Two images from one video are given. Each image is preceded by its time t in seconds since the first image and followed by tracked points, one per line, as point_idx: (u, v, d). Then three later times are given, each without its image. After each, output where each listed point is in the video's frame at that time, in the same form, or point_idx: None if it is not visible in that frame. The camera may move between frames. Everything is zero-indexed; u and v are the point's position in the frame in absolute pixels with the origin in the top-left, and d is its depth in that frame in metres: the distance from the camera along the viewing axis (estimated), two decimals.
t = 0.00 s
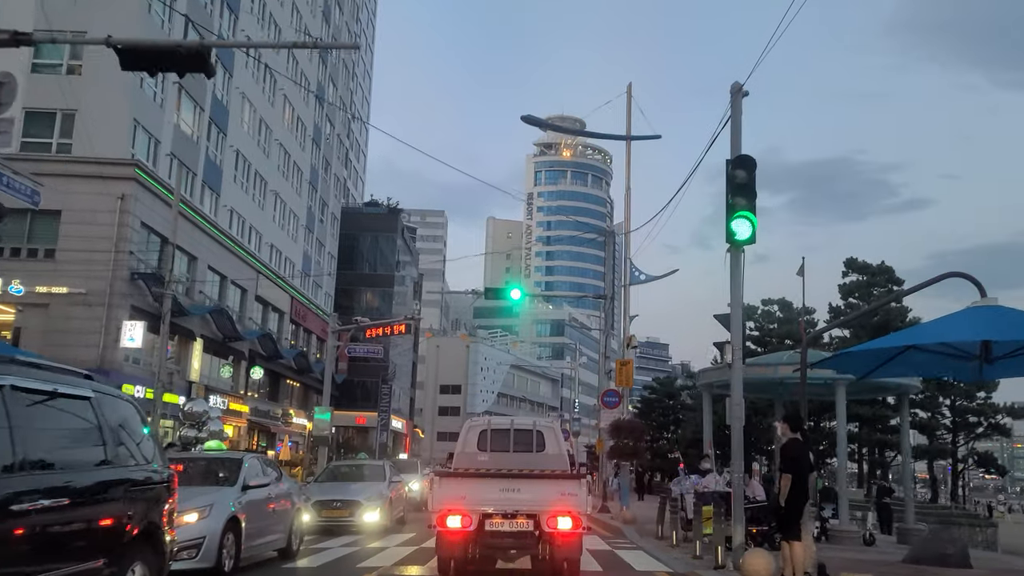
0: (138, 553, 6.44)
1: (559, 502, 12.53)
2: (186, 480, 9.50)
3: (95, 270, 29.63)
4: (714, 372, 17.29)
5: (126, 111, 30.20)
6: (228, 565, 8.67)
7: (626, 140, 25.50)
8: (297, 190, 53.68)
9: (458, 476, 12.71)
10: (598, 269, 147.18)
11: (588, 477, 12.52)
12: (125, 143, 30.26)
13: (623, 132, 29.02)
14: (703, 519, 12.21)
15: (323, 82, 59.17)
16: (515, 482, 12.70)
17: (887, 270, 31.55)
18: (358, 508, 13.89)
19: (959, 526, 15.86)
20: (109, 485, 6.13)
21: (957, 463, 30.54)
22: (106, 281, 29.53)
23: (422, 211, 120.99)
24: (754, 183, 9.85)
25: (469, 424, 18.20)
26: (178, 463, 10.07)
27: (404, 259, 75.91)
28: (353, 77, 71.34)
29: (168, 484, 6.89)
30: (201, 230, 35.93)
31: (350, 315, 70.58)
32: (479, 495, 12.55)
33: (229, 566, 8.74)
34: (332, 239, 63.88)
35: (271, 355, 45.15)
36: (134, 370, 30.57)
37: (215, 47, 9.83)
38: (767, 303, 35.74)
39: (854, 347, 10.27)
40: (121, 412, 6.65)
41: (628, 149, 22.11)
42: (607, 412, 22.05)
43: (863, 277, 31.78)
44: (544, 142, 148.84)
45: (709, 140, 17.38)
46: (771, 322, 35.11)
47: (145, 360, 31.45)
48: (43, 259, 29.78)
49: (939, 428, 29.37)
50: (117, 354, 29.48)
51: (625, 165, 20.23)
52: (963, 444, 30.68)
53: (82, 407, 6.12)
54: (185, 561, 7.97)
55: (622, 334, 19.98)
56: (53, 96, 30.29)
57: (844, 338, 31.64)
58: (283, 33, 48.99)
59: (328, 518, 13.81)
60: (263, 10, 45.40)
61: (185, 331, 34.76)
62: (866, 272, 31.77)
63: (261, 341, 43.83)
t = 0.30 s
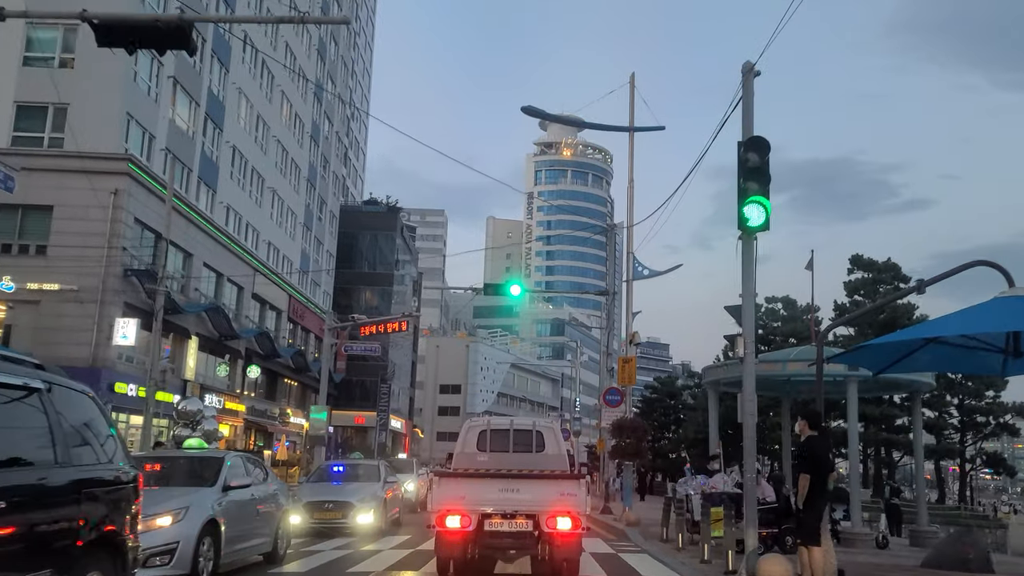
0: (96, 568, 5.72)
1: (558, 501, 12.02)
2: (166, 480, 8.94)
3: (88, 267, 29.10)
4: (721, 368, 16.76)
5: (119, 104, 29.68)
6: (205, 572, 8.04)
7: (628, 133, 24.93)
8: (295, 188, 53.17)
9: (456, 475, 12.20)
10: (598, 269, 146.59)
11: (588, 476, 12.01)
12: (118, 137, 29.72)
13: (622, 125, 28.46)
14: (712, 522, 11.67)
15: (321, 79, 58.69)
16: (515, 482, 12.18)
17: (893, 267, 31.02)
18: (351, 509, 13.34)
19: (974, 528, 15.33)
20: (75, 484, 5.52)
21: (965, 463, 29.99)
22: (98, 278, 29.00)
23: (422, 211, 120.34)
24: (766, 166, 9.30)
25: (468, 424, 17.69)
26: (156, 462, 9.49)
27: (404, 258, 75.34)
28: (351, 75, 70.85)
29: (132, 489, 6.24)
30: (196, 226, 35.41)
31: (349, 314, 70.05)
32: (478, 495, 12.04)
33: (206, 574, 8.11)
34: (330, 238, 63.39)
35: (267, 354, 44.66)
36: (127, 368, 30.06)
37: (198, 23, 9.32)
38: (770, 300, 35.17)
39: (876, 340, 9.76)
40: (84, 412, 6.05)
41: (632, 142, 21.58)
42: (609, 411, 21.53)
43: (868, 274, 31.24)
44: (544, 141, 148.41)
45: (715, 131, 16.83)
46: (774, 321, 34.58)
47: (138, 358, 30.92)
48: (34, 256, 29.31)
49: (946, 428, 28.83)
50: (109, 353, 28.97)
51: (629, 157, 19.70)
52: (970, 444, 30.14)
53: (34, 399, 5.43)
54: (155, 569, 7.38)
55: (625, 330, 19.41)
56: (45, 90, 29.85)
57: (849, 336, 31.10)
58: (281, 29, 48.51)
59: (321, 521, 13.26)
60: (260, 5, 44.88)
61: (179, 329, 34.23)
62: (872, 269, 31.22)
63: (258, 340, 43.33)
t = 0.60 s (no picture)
0: None
1: (558, 502, 11.54)
2: (144, 480, 8.43)
3: (80, 263, 28.59)
4: (728, 365, 16.26)
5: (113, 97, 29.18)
6: None
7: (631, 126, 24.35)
8: (293, 185, 52.63)
9: (455, 475, 11.74)
10: (599, 268, 145.98)
11: (589, 476, 11.51)
12: (112, 131, 29.22)
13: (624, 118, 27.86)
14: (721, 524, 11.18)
15: (319, 76, 58.17)
16: (515, 481, 11.70)
17: (900, 263, 30.50)
18: (343, 511, 12.82)
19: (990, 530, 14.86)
20: (49, 483, 5.16)
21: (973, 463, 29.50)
22: (91, 275, 28.50)
23: (421, 209, 119.47)
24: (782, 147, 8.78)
25: (467, 423, 17.19)
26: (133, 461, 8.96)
27: (403, 256, 74.79)
28: (351, 72, 70.28)
29: (98, 487, 5.80)
30: (191, 221, 34.90)
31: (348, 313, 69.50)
32: (478, 495, 11.57)
33: None
34: (329, 235, 62.88)
35: (265, 352, 44.17)
36: (120, 366, 29.55)
37: None
38: (775, 298, 34.62)
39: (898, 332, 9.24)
40: (43, 407, 5.59)
41: (635, 133, 21.05)
42: (611, 410, 21.04)
43: (874, 272, 30.72)
44: (544, 140, 147.96)
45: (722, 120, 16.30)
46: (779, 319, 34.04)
47: (131, 355, 30.40)
48: (26, 252, 28.81)
49: (955, 427, 28.33)
50: (102, 350, 28.46)
51: (632, 149, 19.16)
52: (979, 443, 29.65)
53: None
54: None
55: (628, 326, 18.86)
56: (37, 83, 29.34)
57: (855, 334, 30.58)
58: (279, 24, 48.02)
59: (312, 522, 12.73)
60: None
61: (174, 327, 33.72)
62: (878, 265, 30.70)
63: (255, 338, 42.83)
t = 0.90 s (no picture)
0: None
1: (558, 502, 11.12)
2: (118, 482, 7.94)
3: (72, 259, 28.07)
4: (735, 362, 15.75)
5: (106, 91, 28.70)
6: None
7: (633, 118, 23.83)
8: (291, 182, 52.16)
9: (455, 475, 11.30)
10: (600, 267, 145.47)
11: (589, 475, 11.06)
12: (105, 125, 28.74)
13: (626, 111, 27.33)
14: (734, 528, 10.63)
15: (318, 71, 57.66)
16: (515, 481, 11.23)
17: (907, 260, 29.96)
18: (336, 513, 12.31)
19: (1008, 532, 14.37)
20: (7, 484, 4.74)
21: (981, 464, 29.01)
22: (84, 271, 27.99)
23: (421, 209, 118.66)
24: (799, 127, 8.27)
25: (467, 423, 16.87)
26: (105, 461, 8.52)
27: (403, 255, 74.29)
28: (350, 69, 69.74)
29: (49, 489, 5.35)
30: (186, 217, 34.40)
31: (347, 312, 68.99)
32: (478, 496, 11.13)
33: None
34: (328, 233, 62.38)
35: (262, 351, 43.70)
36: (114, 364, 29.08)
37: None
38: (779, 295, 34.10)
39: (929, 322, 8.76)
40: None
41: (639, 126, 20.56)
42: (614, 408, 20.52)
43: (881, 268, 30.19)
44: (545, 139, 147.44)
45: (729, 109, 15.78)
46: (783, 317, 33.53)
47: (125, 353, 29.90)
48: (18, 247, 28.36)
49: (964, 426, 27.83)
50: (95, 348, 27.94)
51: (635, 139, 18.65)
52: (987, 443, 29.15)
53: None
54: None
55: (632, 322, 18.34)
56: (29, 76, 28.87)
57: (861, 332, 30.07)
58: (277, 18, 47.57)
59: (303, 525, 12.22)
60: None
61: (170, 324, 33.25)
62: (885, 262, 30.16)
63: (253, 337, 42.32)
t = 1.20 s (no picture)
0: None
1: (558, 503, 10.97)
2: (86, 484, 7.45)
3: (65, 255, 27.54)
4: (744, 358, 15.20)
5: (100, 84, 28.18)
6: None
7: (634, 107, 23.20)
8: (289, 178, 51.61)
9: (455, 475, 11.13)
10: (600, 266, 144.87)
11: (591, 477, 10.86)
12: (98, 119, 28.21)
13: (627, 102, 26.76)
14: (745, 530, 10.19)
15: (316, 67, 57.17)
16: (515, 482, 11.05)
17: (915, 256, 29.38)
18: (328, 515, 11.79)
19: None
20: None
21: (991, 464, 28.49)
22: (76, 267, 27.46)
23: (421, 208, 117.73)
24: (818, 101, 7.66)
25: (466, 422, 16.50)
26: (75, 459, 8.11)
27: (403, 254, 73.77)
28: (349, 66, 69.16)
29: None
30: (182, 213, 33.94)
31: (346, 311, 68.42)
32: (479, 496, 10.97)
33: None
34: (327, 231, 61.77)
35: (260, 349, 43.22)
36: (106, 361, 28.58)
37: None
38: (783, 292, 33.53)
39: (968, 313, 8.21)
40: None
41: (643, 117, 20.00)
42: (617, 407, 19.97)
43: (888, 265, 29.61)
44: (546, 139, 146.87)
45: (737, 96, 15.23)
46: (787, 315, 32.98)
47: (119, 350, 29.36)
48: (9, 243, 27.87)
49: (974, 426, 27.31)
50: (87, 345, 27.43)
51: (640, 130, 18.10)
52: (997, 443, 28.64)
53: None
54: None
55: (636, 317, 17.81)
56: (21, 69, 28.33)
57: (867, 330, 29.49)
58: (275, 14, 47.10)
59: (294, 527, 11.70)
60: None
61: (165, 321, 32.72)
62: (893, 258, 29.57)
63: (250, 335, 41.79)
